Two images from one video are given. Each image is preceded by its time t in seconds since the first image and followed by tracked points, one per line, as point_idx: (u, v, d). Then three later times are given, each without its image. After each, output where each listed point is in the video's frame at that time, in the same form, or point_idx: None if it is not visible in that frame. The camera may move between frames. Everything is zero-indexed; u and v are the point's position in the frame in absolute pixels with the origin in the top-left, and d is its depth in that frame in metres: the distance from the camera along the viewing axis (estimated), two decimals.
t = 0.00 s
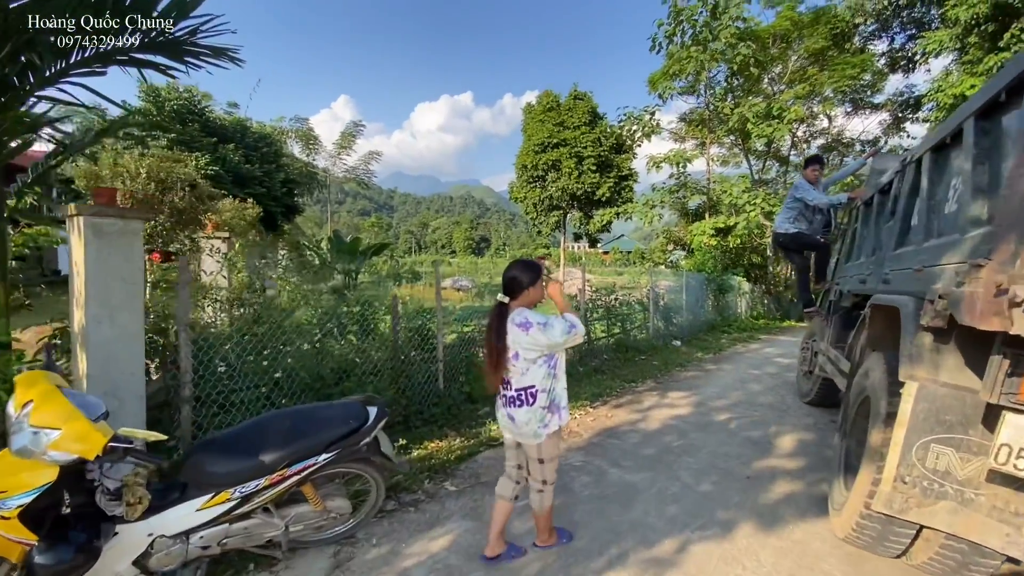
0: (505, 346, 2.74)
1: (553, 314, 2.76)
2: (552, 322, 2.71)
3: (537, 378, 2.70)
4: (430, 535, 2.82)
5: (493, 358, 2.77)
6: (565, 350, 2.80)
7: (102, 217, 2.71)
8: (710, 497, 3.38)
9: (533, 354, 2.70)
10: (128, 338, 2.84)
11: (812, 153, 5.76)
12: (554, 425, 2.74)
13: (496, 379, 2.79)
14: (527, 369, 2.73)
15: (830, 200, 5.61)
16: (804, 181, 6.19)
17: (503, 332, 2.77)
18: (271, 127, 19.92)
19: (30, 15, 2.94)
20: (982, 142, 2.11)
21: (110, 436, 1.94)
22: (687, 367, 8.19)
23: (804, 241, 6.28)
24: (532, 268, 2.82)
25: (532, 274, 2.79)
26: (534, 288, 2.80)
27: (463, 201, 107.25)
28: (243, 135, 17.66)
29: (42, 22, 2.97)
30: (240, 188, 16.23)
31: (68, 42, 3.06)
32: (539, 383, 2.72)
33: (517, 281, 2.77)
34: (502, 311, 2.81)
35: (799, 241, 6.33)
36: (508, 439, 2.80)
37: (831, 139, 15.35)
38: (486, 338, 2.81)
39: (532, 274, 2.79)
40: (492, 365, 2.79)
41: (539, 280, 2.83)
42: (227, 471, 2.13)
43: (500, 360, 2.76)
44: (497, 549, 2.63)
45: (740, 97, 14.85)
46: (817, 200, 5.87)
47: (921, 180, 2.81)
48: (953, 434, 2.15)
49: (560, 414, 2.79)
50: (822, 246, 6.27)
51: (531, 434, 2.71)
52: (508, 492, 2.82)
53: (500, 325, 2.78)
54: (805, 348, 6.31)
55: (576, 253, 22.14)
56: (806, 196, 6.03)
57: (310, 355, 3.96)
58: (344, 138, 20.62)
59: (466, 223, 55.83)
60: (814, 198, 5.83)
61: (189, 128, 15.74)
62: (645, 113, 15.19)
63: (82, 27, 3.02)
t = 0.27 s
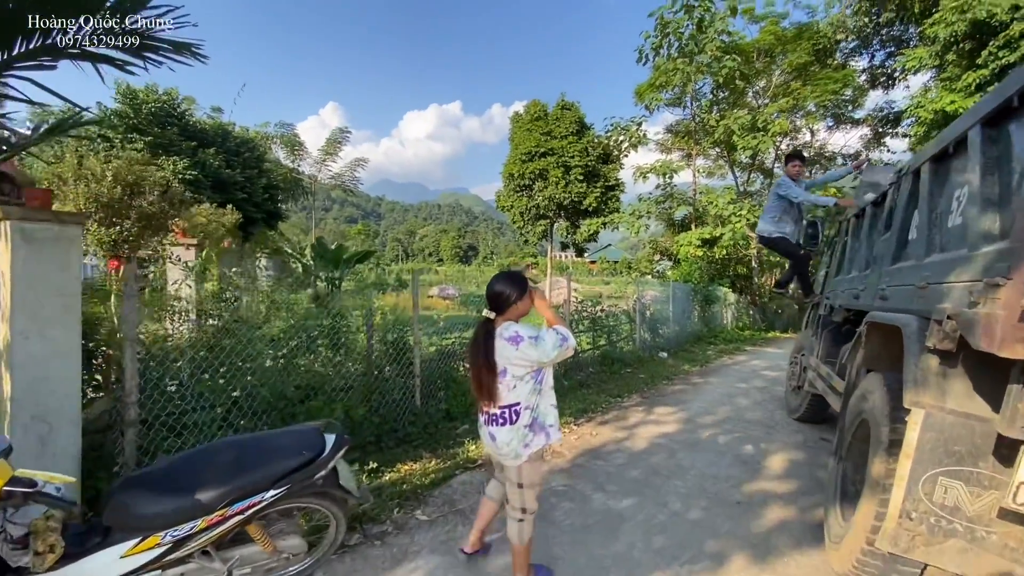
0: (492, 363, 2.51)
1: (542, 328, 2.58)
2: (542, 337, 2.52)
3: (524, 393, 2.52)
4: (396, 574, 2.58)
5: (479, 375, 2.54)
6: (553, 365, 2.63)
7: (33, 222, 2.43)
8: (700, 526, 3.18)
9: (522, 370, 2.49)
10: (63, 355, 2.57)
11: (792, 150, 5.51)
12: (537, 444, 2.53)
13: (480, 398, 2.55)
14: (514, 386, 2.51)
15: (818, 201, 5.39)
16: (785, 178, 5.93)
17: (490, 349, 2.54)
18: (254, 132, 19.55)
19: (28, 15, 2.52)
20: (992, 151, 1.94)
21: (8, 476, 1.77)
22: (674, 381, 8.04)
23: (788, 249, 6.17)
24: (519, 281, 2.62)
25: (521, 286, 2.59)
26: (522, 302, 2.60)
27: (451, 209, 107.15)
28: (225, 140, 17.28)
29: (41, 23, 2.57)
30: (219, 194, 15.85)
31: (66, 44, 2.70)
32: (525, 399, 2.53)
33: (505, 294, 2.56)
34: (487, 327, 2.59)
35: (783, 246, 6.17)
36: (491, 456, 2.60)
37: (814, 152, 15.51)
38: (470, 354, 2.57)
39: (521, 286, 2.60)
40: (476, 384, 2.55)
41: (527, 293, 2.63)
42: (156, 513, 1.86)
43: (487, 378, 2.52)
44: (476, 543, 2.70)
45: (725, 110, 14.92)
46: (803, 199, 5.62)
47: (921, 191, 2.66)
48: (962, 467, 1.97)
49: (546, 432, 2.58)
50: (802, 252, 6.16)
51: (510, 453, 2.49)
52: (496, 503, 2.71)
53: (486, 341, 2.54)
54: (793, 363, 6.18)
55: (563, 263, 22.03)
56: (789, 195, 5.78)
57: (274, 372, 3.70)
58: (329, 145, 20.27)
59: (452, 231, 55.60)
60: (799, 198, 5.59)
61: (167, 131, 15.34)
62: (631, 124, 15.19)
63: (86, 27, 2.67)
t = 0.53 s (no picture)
0: (455, 380, 2.34)
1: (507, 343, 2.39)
2: (505, 353, 2.34)
3: (489, 412, 2.34)
4: None
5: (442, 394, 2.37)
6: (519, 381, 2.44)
7: None
8: (685, 556, 3.00)
9: (485, 388, 2.33)
10: None
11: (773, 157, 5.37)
12: (503, 463, 2.34)
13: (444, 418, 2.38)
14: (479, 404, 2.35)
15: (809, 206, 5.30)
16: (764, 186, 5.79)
17: (454, 366, 2.37)
18: (231, 139, 19.12)
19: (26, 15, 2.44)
20: (991, 162, 1.83)
21: None
22: (656, 396, 7.90)
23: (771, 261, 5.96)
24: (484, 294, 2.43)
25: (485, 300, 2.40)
26: (487, 317, 2.41)
27: (435, 220, 106.97)
28: (200, 145, 16.84)
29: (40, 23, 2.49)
30: (193, 201, 15.39)
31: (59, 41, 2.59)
32: (489, 418, 2.35)
33: (467, 309, 2.37)
34: (451, 343, 2.41)
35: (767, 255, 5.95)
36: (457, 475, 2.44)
37: (791, 170, 15.79)
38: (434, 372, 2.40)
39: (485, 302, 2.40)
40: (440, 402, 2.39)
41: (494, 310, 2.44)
42: (66, 560, 1.59)
43: (450, 398, 2.35)
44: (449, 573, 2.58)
45: (705, 126, 15.09)
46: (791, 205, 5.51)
47: (913, 204, 2.55)
48: (967, 499, 1.81)
49: (513, 451, 2.39)
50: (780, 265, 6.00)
51: (476, 472, 2.34)
52: (461, 526, 2.59)
53: (449, 358, 2.38)
54: (776, 379, 6.09)
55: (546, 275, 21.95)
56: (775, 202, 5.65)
57: (232, 390, 3.44)
58: (310, 153, 19.85)
59: (435, 242, 55.28)
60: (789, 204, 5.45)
61: (140, 135, 14.88)
62: (614, 138, 15.23)
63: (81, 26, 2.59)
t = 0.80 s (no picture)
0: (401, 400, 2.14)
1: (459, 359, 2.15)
2: (454, 369, 2.10)
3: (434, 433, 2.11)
4: None
5: (390, 413, 2.20)
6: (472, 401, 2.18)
7: None
8: None
9: (432, 407, 2.11)
10: None
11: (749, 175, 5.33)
12: (450, 490, 2.11)
13: (390, 439, 2.21)
14: (425, 424, 2.13)
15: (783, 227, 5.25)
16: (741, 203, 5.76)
17: (402, 382, 2.19)
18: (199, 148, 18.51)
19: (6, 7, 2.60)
20: (991, 177, 1.72)
21: None
22: (632, 416, 7.74)
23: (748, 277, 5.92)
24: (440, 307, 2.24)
25: (439, 316, 2.19)
26: (442, 332, 2.21)
27: (411, 235, 106.27)
28: (166, 153, 16.22)
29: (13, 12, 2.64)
30: (155, 210, 14.73)
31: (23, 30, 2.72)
32: (435, 439, 2.13)
33: (420, 323, 2.18)
34: (403, 359, 2.21)
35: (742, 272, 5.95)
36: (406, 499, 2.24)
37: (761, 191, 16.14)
38: (382, 388, 2.24)
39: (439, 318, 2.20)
40: (387, 419, 2.22)
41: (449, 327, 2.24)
42: None
43: (397, 417, 2.19)
44: None
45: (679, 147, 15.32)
46: (766, 224, 5.46)
47: (899, 223, 2.46)
48: (972, 540, 1.67)
49: (463, 476, 2.15)
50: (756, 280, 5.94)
51: (421, 497, 2.13)
52: (415, 564, 2.35)
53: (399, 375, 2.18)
54: (753, 400, 6.01)
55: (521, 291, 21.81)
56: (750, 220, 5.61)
57: (172, 416, 3.17)
58: (284, 164, 19.24)
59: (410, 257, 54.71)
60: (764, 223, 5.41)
61: (100, 141, 14.22)
62: (590, 156, 15.32)
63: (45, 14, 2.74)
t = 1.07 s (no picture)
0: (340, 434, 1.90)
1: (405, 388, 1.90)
2: (397, 400, 1.84)
3: (373, 471, 1.86)
4: None
5: (332, 447, 1.97)
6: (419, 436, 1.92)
7: None
8: None
9: (372, 442, 1.86)
10: None
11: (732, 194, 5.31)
12: (390, 536, 1.86)
13: (332, 474, 2.00)
14: (365, 461, 1.88)
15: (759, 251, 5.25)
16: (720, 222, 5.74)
17: (344, 414, 1.95)
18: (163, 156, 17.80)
19: None
20: (989, 204, 1.63)
21: None
22: (606, 438, 7.56)
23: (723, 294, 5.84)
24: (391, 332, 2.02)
25: (389, 343, 1.97)
26: (392, 360, 1.97)
27: (385, 249, 105.16)
28: (126, 162, 15.51)
29: None
30: (112, 221, 13.99)
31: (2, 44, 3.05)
32: (374, 479, 1.87)
33: (367, 350, 1.95)
34: (347, 388, 1.98)
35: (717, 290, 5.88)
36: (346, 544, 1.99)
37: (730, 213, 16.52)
38: (326, 419, 2.02)
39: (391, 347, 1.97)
40: (329, 453, 2.00)
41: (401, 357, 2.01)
42: None
43: (338, 453, 1.97)
44: None
45: (651, 169, 15.52)
46: (742, 247, 5.46)
47: (884, 248, 2.37)
48: None
49: (404, 520, 1.90)
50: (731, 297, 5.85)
51: (358, 544, 1.88)
52: None
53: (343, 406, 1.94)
54: (727, 424, 5.92)
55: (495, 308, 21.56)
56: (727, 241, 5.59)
57: (99, 451, 2.87)
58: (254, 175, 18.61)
59: (383, 271, 53.93)
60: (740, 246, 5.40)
61: (54, 148, 13.48)
62: (564, 175, 15.36)
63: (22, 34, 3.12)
